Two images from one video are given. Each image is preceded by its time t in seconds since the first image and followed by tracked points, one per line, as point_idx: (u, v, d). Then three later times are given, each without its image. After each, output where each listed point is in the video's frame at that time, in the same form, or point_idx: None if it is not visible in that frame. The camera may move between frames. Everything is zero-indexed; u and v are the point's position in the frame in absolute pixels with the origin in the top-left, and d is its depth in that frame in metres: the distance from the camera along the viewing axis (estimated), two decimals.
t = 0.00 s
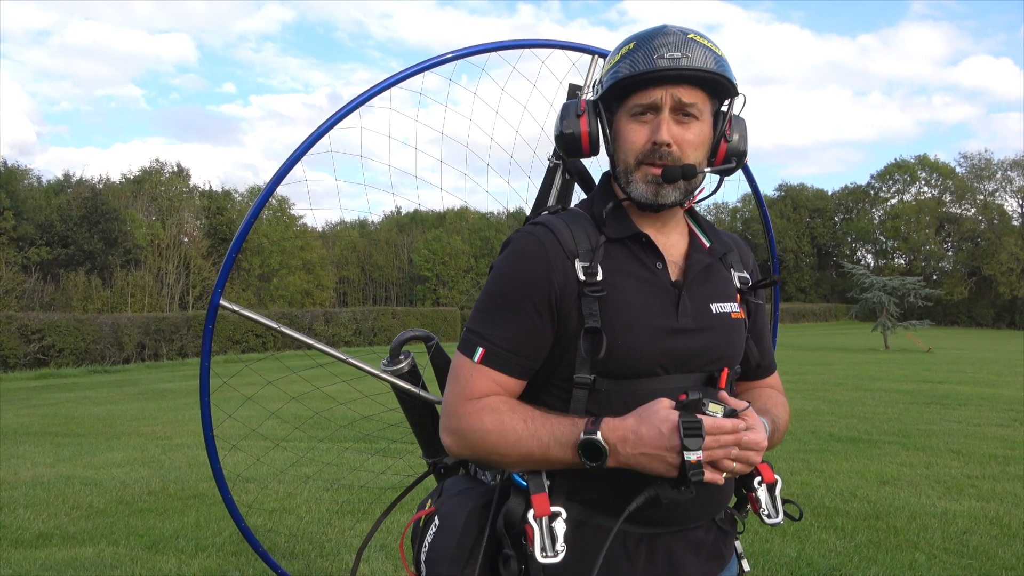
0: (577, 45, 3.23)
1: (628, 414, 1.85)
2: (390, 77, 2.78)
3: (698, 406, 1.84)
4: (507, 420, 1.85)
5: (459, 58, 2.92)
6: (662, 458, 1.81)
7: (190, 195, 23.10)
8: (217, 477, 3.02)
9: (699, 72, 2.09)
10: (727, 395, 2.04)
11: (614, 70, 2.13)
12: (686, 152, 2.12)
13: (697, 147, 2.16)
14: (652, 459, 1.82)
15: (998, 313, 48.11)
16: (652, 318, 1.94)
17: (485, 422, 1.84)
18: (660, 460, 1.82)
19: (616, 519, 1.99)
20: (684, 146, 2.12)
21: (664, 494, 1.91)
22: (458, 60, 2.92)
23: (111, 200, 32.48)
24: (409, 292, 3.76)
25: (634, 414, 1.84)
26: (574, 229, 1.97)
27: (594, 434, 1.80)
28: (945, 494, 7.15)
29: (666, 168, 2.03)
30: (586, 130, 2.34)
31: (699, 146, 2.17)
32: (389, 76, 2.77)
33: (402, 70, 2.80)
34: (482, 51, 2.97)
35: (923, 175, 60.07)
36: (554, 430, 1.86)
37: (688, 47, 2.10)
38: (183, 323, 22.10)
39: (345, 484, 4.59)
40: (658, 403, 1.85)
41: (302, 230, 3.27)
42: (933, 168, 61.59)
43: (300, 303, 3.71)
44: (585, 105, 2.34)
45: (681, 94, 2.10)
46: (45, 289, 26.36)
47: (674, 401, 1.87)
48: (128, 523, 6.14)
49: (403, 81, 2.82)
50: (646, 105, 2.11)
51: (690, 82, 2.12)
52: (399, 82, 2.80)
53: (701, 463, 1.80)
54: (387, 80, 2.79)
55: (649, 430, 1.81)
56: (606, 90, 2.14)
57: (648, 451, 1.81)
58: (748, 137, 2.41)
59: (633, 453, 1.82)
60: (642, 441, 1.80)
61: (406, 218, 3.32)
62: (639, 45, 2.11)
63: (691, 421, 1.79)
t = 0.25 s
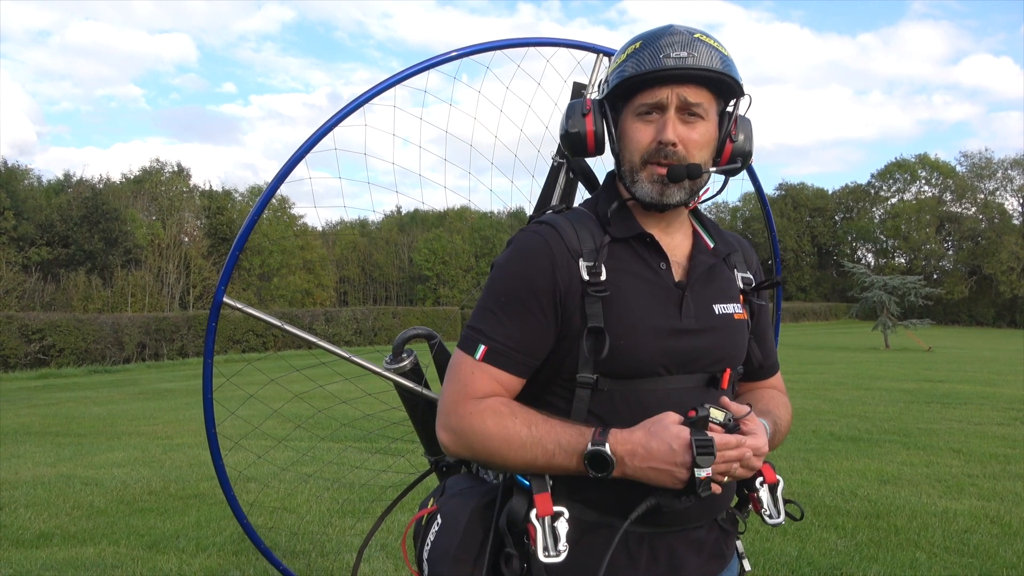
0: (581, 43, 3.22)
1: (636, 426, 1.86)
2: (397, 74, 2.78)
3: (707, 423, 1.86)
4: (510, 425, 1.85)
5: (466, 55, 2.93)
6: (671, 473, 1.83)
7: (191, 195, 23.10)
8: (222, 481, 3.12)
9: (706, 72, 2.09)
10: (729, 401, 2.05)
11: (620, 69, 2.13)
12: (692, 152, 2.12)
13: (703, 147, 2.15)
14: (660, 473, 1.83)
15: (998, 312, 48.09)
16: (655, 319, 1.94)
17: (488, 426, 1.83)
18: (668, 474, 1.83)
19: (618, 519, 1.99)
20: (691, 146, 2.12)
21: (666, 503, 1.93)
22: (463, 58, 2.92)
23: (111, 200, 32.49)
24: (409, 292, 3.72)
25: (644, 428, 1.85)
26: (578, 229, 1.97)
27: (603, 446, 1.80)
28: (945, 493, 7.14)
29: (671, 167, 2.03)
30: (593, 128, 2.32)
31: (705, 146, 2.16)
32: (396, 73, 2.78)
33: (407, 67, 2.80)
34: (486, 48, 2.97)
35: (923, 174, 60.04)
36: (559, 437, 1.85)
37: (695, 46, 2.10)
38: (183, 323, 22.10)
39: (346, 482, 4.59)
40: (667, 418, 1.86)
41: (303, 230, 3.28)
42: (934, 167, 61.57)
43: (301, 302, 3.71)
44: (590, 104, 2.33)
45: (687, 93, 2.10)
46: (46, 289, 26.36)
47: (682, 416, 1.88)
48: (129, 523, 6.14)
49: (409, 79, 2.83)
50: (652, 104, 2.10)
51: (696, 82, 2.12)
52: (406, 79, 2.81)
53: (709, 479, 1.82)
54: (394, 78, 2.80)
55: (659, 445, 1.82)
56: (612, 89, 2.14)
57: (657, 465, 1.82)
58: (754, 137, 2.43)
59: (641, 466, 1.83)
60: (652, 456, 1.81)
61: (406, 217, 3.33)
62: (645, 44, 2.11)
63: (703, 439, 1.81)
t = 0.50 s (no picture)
0: (579, 44, 3.22)
1: (641, 428, 1.86)
2: (391, 77, 2.77)
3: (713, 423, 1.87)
4: (515, 427, 1.85)
5: (458, 58, 2.91)
6: (678, 474, 1.84)
7: (191, 196, 23.10)
8: (220, 478, 3.04)
9: (705, 72, 2.09)
10: (732, 400, 2.05)
11: (619, 70, 2.13)
12: (692, 152, 2.12)
13: (702, 148, 2.15)
14: (666, 473, 1.84)
15: (999, 311, 48.09)
16: (656, 318, 1.94)
17: (492, 428, 1.83)
18: (675, 475, 1.84)
19: (621, 518, 1.99)
20: (690, 146, 2.12)
21: (672, 503, 1.94)
22: (457, 60, 2.91)
23: (111, 200, 32.49)
24: (410, 291, 3.74)
25: (649, 429, 1.85)
26: (579, 229, 1.97)
27: (608, 448, 1.80)
28: (946, 492, 7.14)
29: (671, 168, 2.03)
30: (592, 129, 2.32)
31: (704, 146, 2.17)
32: (390, 76, 2.77)
33: (402, 70, 2.80)
34: (481, 50, 2.96)
35: (923, 173, 60.03)
36: (564, 439, 1.85)
37: (694, 47, 2.10)
38: (183, 323, 22.09)
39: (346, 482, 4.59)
40: (672, 419, 1.87)
41: (303, 230, 3.28)
42: (934, 166, 61.57)
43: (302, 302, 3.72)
44: (590, 105, 2.33)
45: (686, 94, 2.10)
46: (46, 289, 26.37)
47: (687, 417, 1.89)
48: (130, 523, 6.14)
49: (404, 81, 2.82)
50: (651, 105, 2.11)
51: (695, 83, 2.12)
52: (400, 82, 2.80)
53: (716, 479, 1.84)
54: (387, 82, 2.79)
55: (665, 447, 1.83)
56: (611, 90, 2.14)
57: (664, 467, 1.83)
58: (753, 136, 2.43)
59: (648, 468, 1.83)
60: (659, 457, 1.82)
61: (406, 217, 3.33)
62: (644, 45, 2.11)
63: (709, 439, 1.82)
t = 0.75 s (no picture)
0: (577, 43, 3.22)
1: (644, 425, 1.86)
2: (384, 79, 2.76)
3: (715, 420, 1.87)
4: (517, 426, 1.85)
5: (451, 59, 2.89)
6: (682, 472, 1.84)
7: (190, 195, 23.08)
8: (217, 479, 3.00)
9: (705, 71, 2.09)
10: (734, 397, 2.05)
11: (620, 69, 2.13)
12: (692, 152, 2.12)
13: (703, 147, 2.15)
14: (669, 470, 1.84)
15: (999, 310, 48.10)
16: (657, 317, 1.94)
17: (494, 427, 1.83)
18: (679, 472, 1.84)
19: (623, 517, 1.99)
20: (691, 146, 2.11)
21: (674, 501, 1.94)
22: (450, 62, 2.89)
23: (112, 199, 32.49)
24: (410, 291, 3.78)
25: (652, 426, 1.85)
26: (580, 228, 1.97)
27: (612, 446, 1.79)
28: (947, 491, 7.14)
29: (673, 167, 2.03)
30: (593, 129, 2.32)
31: (705, 146, 2.16)
32: (384, 78, 2.76)
33: (396, 72, 2.78)
34: (477, 50, 2.95)
35: (923, 172, 60.01)
36: (567, 438, 1.85)
37: (694, 46, 2.10)
38: (183, 323, 22.09)
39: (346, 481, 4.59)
40: (676, 416, 1.86)
41: (303, 229, 3.26)
42: (934, 166, 61.56)
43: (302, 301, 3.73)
44: (591, 103, 2.33)
45: (687, 93, 2.10)
46: (46, 288, 26.37)
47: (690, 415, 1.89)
48: (130, 523, 6.15)
49: (398, 83, 2.81)
50: (652, 104, 2.10)
51: (696, 82, 2.12)
52: (394, 85, 2.79)
53: (719, 477, 1.84)
54: (380, 83, 2.78)
55: (669, 444, 1.82)
56: (611, 89, 2.14)
57: (667, 464, 1.83)
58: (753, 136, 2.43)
59: (651, 466, 1.83)
60: (662, 455, 1.82)
61: (406, 216, 3.32)
62: (645, 45, 2.11)
63: (713, 437, 1.82)
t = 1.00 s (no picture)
0: (577, 42, 3.22)
1: (646, 425, 1.86)
2: (382, 79, 2.76)
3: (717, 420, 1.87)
4: (519, 426, 1.84)
5: (447, 59, 2.88)
6: (684, 471, 1.84)
7: (190, 195, 23.08)
8: (216, 479, 2.99)
9: (708, 70, 2.09)
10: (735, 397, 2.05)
11: (622, 68, 2.13)
12: (694, 151, 2.12)
13: (705, 146, 2.15)
14: (672, 469, 1.84)
15: (999, 309, 48.10)
16: (658, 316, 1.94)
17: (495, 427, 1.83)
18: (681, 472, 1.84)
19: (625, 516, 1.99)
20: (693, 145, 2.11)
21: (676, 502, 1.93)
22: (446, 62, 2.88)
23: (112, 199, 32.50)
24: (411, 290, 3.77)
25: (654, 426, 1.85)
26: (581, 227, 1.97)
27: (614, 445, 1.79)
28: (947, 490, 7.14)
29: (674, 166, 2.03)
30: (594, 127, 2.32)
31: (707, 145, 2.16)
32: (381, 79, 2.76)
33: (393, 72, 2.78)
34: (474, 50, 2.94)
35: (923, 171, 60.02)
36: (569, 438, 1.85)
37: (697, 45, 2.10)
38: (183, 322, 22.10)
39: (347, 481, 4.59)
40: (678, 415, 1.87)
41: (303, 229, 3.26)
42: (934, 165, 61.56)
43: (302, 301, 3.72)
44: (592, 102, 2.32)
45: (689, 92, 2.10)
46: (47, 288, 26.36)
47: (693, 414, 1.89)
48: (130, 522, 6.15)
49: (395, 83, 2.80)
50: (654, 103, 2.10)
51: (698, 81, 2.12)
52: (391, 84, 2.78)
53: (721, 476, 1.83)
54: (377, 83, 2.77)
55: (672, 443, 1.82)
56: (613, 88, 2.14)
57: (670, 463, 1.83)
58: (754, 136, 2.43)
59: (654, 465, 1.83)
60: (664, 454, 1.82)
61: (406, 216, 3.32)
62: (646, 44, 2.11)
63: (715, 435, 1.82)
